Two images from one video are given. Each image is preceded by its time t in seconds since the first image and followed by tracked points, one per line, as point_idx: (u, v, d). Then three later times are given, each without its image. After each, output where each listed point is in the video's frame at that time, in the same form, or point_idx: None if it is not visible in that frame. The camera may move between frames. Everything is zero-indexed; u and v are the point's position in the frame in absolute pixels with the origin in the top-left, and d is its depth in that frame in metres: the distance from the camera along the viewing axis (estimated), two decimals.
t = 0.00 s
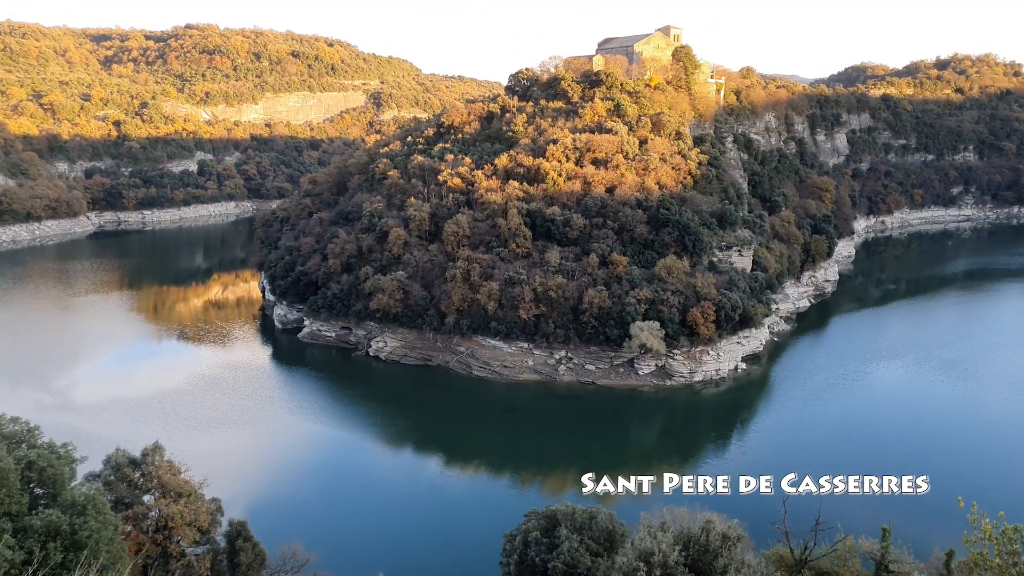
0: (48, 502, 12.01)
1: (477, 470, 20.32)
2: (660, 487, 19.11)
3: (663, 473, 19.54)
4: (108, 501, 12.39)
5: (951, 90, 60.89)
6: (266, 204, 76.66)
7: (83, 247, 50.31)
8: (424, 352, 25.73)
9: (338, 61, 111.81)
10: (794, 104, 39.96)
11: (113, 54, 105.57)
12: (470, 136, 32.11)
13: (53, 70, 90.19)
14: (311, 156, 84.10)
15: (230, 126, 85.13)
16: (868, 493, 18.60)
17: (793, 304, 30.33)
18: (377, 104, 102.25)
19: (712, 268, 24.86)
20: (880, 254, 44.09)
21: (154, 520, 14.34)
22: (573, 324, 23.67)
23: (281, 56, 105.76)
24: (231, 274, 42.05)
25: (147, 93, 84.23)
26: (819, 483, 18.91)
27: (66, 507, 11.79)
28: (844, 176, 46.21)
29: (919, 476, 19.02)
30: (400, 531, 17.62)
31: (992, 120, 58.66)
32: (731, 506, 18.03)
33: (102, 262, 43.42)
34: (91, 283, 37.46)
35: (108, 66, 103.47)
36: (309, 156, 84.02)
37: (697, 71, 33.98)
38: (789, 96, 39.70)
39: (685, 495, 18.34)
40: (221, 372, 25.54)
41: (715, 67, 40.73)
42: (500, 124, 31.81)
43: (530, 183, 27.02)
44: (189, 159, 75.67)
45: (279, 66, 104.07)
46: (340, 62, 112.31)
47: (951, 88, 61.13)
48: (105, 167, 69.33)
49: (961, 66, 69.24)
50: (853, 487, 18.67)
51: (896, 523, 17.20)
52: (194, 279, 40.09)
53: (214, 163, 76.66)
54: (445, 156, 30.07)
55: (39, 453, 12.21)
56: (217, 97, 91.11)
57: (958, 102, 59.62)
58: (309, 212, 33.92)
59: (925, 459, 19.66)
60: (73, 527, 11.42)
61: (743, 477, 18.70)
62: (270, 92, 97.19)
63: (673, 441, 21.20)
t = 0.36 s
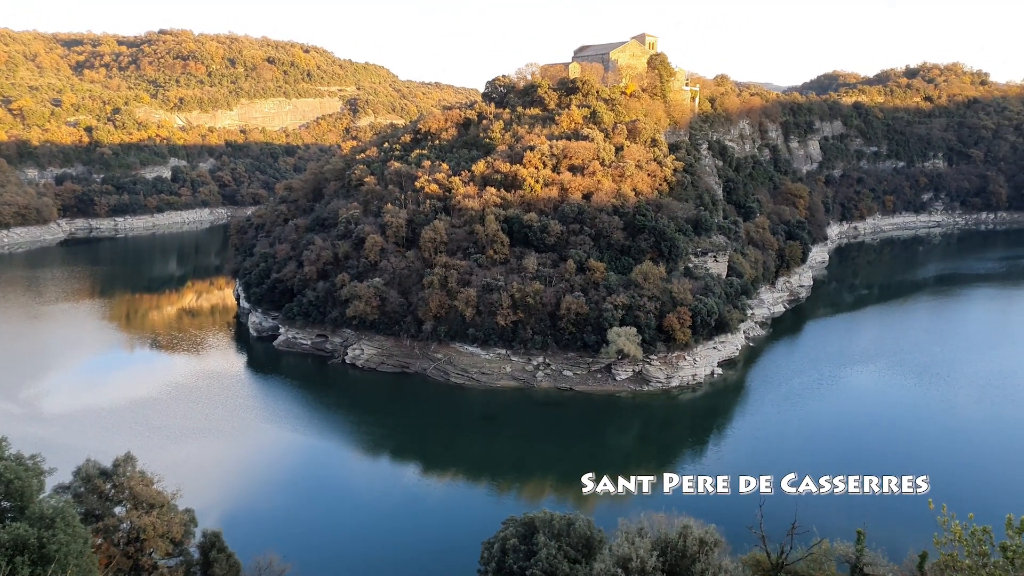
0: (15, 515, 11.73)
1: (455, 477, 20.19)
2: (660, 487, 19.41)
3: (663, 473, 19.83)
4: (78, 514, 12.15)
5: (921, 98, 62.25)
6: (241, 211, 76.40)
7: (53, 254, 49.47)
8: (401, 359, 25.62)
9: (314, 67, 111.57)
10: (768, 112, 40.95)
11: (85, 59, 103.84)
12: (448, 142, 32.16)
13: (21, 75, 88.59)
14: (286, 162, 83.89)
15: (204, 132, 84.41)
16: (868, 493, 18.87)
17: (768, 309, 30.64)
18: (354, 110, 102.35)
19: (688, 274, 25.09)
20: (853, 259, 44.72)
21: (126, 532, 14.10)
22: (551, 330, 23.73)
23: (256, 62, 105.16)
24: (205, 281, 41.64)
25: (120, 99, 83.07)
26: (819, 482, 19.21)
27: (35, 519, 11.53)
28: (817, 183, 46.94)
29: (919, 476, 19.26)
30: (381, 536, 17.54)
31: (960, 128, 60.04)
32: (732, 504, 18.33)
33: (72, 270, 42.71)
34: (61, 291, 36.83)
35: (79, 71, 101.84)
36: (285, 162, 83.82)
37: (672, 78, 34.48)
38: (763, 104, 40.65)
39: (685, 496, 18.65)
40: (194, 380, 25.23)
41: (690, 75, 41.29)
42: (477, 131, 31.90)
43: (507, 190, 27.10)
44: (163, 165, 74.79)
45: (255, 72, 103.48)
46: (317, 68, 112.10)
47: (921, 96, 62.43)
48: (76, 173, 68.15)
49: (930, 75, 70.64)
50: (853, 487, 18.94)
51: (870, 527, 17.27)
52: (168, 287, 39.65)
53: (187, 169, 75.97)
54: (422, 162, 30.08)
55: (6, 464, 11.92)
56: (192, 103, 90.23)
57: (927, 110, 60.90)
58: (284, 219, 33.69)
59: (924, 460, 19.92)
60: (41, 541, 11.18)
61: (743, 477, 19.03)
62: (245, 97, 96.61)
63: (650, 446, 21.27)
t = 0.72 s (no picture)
0: None
1: (433, 485, 20.04)
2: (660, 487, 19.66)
3: (663, 473, 20.08)
4: (46, 527, 11.85)
5: (892, 107, 63.46)
6: (216, 218, 75.82)
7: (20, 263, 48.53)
8: (379, 367, 25.48)
9: (291, 74, 111.12)
10: (743, 119, 41.82)
11: (56, 65, 102.03)
12: (425, 149, 32.18)
13: None
14: (261, 168, 83.43)
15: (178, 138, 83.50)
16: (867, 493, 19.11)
17: (744, 315, 30.93)
18: (330, 117, 102.22)
19: (664, 280, 25.32)
20: (827, 265, 45.28)
21: (98, 545, 13.81)
22: (529, 337, 23.75)
23: (231, 69, 104.39)
24: (179, 289, 41.14)
25: (92, 105, 81.88)
26: (819, 483, 19.45)
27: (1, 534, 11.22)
28: (792, 189, 47.61)
29: (918, 476, 19.50)
30: (358, 544, 17.40)
31: (930, 136, 61.34)
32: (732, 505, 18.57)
33: (41, 279, 41.93)
34: (30, 300, 36.13)
35: (49, 76, 100.10)
36: (260, 168, 83.36)
37: (647, 86, 34.97)
38: (737, 111, 41.54)
39: (684, 496, 18.91)
40: (168, 390, 24.91)
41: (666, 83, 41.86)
42: (455, 138, 31.95)
43: (485, 197, 27.12)
44: (136, 172, 73.77)
45: (230, 78, 102.74)
46: (293, 75, 111.68)
47: (891, 105, 63.60)
48: (47, 179, 66.90)
49: (901, 83, 71.97)
50: (852, 487, 19.19)
51: (846, 530, 17.42)
52: (141, 295, 39.12)
53: (161, 176, 75.10)
54: (399, 169, 30.04)
55: None
56: (166, 109, 89.29)
57: (899, 117, 62.10)
58: (260, 226, 33.43)
59: (923, 460, 20.19)
60: (7, 556, 10.88)
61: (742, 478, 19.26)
62: (220, 104, 95.90)
63: (628, 452, 21.31)
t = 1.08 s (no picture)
0: None
1: (412, 493, 19.95)
2: (661, 487, 19.94)
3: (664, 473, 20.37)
4: (16, 540, 11.58)
5: (865, 113, 64.41)
6: (191, 225, 75.30)
7: None
8: (357, 374, 25.37)
9: (268, 80, 110.51)
10: (718, 126, 42.29)
11: (26, 69, 99.96)
12: (403, 155, 32.16)
13: None
14: (237, 175, 83.00)
15: (153, 145, 82.64)
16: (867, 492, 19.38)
17: (721, 319, 31.22)
18: (307, 123, 102.10)
19: (642, 285, 25.56)
20: (803, 270, 45.81)
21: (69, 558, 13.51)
22: (508, 342, 23.75)
23: (207, 74, 103.55)
24: (154, 297, 40.67)
25: (63, 111, 80.51)
26: (819, 483, 19.74)
27: None
28: (767, 195, 48.17)
29: (918, 475, 19.78)
30: (334, 552, 17.24)
31: (903, 142, 62.38)
32: (733, 504, 18.88)
33: (10, 287, 41.17)
34: None
35: (19, 81, 98.28)
36: (235, 175, 82.93)
37: (625, 92, 35.30)
38: (713, 118, 42.07)
39: (684, 496, 19.21)
40: (142, 399, 24.59)
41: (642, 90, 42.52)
42: (433, 144, 32.00)
43: (463, 203, 27.14)
44: (110, 179, 72.67)
45: (205, 84, 101.91)
46: (270, 80, 111.11)
47: (865, 111, 64.57)
48: (17, 186, 65.64)
49: (874, 90, 73.13)
50: (852, 487, 19.45)
51: (822, 533, 17.57)
52: (114, 303, 38.61)
53: (135, 182, 74.17)
54: (377, 175, 30.00)
55: None
56: (140, 115, 88.26)
57: (872, 124, 63.13)
58: (236, 233, 33.16)
59: (922, 460, 20.51)
60: None
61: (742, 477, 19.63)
62: (195, 111, 95.34)
63: (607, 457, 21.37)
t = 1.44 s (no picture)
0: None
1: (391, 499, 19.84)
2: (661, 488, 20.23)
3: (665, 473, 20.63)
4: None
5: (840, 119, 65.38)
6: (166, 231, 75.04)
7: None
8: (335, 381, 25.18)
9: (245, 84, 110.23)
10: (695, 132, 42.85)
11: None
12: (382, 160, 32.16)
13: None
14: (214, 181, 82.72)
15: (128, 149, 81.54)
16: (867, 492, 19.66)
17: (699, 324, 31.53)
18: (285, 128, 102.07)
19: (621, 290, 25.80)
20: (779, 274, 46.32)
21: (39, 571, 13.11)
22: (487, 348, 23.77)
23: (184, 79, 102.87)
24: (129, 303, 40.25)
25: (36, 115, 79.16)
26: (819, 483, 19.98)
27: None
28: (743, 200, 48.69)
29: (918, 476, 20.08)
30: (312, 559, 17.07)
31: (877, 148, 63.40)
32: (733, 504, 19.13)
33: None
34: None
35: None
36: (212, 180, 82.58)
37: (603, 99, 35.73)
38: (691, 124, 42.62)
39: (685, 496, 19.43)
40: (117, 408, 24.26)
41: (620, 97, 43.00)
42: (412, 149, 32.03)
43: (443, 209, 27.12)
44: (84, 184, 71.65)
45: (182, 88, 101.28)
46: (248, 85, 110.86)
47: (840, 117, 65.53)
48: None
49: (848, 97, 74.13)
50: (852, 487, 19.73)
51: (800, 536, 17.66)
52: (89, 310, 38.14)
53: (110, 188, 73.32)
54: (356, 181, 29.94)
55: None
56: (115, 120, 87.24)
57: (847, 130, 64.03)
58: (212, 239, 32.90)
59: (919, 460, 20.85)
60: None
61: (742, 478, 19.92)
62: (171, 115, 94.60)
63: (586, 462, 21.41)
